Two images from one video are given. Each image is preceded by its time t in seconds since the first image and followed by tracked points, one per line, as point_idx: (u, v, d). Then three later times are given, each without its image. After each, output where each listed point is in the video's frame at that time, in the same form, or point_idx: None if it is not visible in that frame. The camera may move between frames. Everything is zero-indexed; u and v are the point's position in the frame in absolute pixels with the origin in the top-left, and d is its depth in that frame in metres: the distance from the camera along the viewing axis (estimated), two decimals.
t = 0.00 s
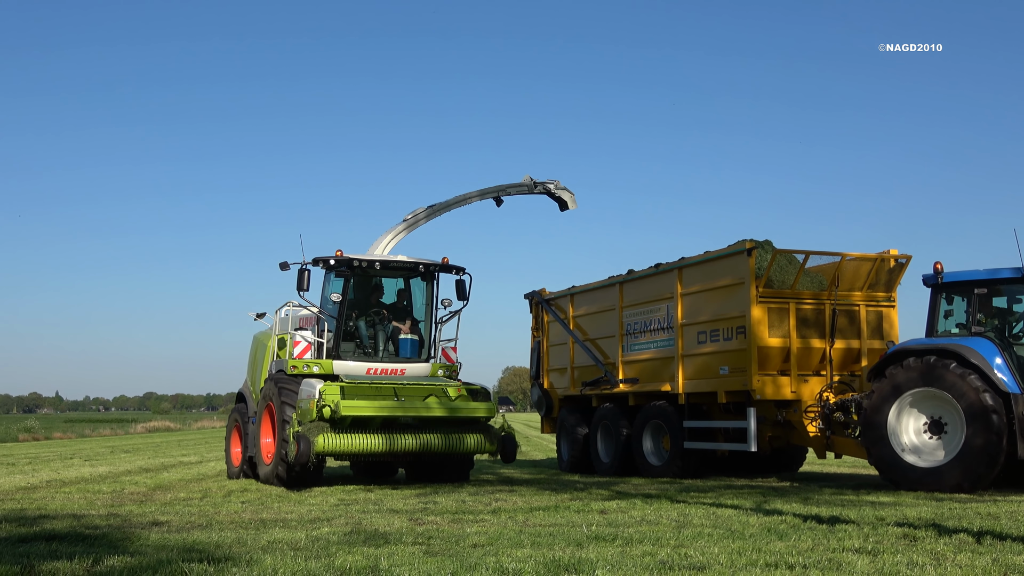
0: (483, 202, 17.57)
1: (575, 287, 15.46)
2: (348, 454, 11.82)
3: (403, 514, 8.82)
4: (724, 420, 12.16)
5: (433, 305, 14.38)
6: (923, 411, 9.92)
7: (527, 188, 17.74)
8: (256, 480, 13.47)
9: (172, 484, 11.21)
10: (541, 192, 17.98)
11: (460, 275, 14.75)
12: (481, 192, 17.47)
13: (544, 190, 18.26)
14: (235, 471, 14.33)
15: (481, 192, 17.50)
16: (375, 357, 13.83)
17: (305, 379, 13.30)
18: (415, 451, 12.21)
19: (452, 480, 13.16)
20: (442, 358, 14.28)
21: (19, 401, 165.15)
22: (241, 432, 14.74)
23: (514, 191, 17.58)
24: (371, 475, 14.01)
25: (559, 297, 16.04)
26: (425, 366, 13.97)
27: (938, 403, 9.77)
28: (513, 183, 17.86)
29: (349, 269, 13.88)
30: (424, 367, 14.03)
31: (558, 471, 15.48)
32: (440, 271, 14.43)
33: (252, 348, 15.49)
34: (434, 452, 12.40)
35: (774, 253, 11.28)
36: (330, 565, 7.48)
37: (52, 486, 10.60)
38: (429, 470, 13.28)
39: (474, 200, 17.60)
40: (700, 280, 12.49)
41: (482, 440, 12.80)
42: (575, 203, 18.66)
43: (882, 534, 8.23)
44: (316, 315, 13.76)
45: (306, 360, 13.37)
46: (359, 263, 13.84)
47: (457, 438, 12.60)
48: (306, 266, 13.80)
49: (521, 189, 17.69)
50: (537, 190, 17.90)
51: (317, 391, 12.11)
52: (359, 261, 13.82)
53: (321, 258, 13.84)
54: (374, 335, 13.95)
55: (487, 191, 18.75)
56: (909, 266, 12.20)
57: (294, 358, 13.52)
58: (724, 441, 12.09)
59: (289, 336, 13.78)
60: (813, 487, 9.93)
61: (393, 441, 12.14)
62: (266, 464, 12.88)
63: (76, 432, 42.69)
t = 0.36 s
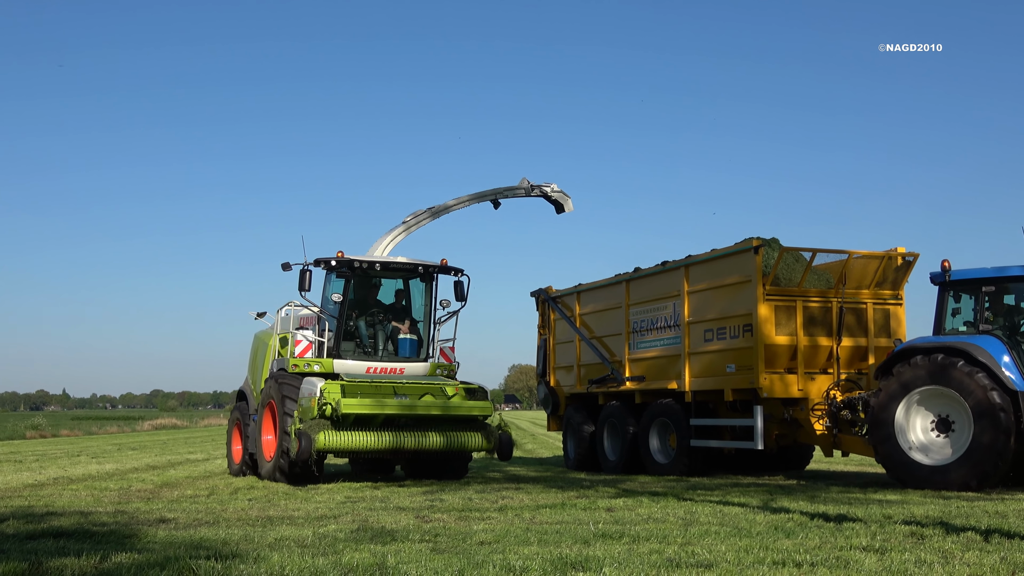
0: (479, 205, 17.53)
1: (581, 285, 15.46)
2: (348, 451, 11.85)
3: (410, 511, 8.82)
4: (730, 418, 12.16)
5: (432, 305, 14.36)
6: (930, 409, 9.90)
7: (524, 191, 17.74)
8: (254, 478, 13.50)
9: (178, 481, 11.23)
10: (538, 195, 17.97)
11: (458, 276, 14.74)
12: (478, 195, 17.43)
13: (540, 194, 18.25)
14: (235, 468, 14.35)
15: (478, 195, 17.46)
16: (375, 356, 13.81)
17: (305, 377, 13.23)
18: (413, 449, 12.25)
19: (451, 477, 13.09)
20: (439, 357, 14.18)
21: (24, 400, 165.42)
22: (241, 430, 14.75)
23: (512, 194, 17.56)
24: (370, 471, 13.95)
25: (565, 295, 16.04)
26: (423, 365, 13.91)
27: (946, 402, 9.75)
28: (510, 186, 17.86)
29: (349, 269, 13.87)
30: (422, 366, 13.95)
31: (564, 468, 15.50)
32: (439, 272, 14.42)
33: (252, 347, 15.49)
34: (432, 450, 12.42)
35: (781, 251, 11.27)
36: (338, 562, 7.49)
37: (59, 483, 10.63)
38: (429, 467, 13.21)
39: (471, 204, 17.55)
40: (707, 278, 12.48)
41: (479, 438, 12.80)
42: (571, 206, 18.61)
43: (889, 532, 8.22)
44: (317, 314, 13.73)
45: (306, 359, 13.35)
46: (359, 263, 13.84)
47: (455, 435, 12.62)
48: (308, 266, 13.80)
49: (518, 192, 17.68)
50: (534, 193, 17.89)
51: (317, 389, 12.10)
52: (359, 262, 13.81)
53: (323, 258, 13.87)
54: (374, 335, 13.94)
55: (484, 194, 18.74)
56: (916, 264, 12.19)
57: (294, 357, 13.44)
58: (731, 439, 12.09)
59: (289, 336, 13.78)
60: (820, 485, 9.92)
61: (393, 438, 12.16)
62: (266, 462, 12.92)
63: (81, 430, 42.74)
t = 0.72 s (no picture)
0: (476, 206, 17.50)
1: (587, 282, 15.46)
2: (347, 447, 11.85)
3: (416, 508, 8.83)
4: (736, 414, 12.16)
5: (431, 304, 14.36)
6: (937, 406, 9.89)
7: (522, 192, 17.72)
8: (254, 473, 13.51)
9: (184, 477, 11.25)
10: (536, 195, 17.94)
11: (455, 275, 14.72)
12: (474, 196, 17.38)
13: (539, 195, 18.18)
14: (235, 462, 14.36)
15: (474, 195, 17.42)
16: (375, 354, 13.81)
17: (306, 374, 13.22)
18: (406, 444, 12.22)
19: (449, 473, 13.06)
20: (437, 355, 14.18)
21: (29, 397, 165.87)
22: (240, 425, 14.75)
23: (510, 195, 17.53)
24: (369, 466, 13.91)
25: (571, 291, 16.03)
26: (421, 363, 13.91)
27: (953, 399, 9.74)
28: (510, 187, 17.80)
29: (349, 269, 13.84)
30: (420, 363, 13.96)
31: (569, 465, 15.50)
32: (437, 271, 14.42)
33: (252, 345, 15.52)
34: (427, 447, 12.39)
35: (787, 248, 11.26)
36: (344, 558, 7.50)
37: (66, 479, 10.66)
38: (426, 462, 13.17)
39: (468, 205, 17.52)
40: (713, 274, 12.47)
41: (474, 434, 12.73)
42: (569, 206, 18.52)
43: (896, 529, 8.21)
44: (317, 312, 13.73)
45: (307, 356, 13.35)
46: (359, 262, 13.82)
47: (448, 431, 12.58)
48: (309, 265, 13.80)
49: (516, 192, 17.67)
50: (532, 194, 17.87)
51: (317, 385, 12.12)
52: (359, 262, 13.79)
53: (322, 257, 13.83)
54: (373, 333, 13.93)
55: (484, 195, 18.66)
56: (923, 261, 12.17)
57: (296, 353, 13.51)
58: (736, 436, 12.09)
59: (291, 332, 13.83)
60: (826, 482, 9.91)
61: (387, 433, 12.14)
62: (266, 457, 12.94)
63: (87, 426, 42.81)
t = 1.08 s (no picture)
0: (476, 205, 17.49)
1: (593, 279, 15.45)
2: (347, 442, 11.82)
3: (421, 503, 8.83)
4: (742, 411, 12.15)
5: (431, 302, 14.35)
6: (943, 403, 9.87)
7: (522, 190, 17.70)
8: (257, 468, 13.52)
9: (190, 472, 11.26)
10: (536, 194, 17.92)
11: (456, 272, 14.72)
12: (474, 194, 17.37)
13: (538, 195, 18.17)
14: (238, 457, 14.38)
15: (473, 193, 17.41)
16: (374, 350, 13.81)
17: (307, 369, 13.21)
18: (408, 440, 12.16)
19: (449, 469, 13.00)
20: (437, 352, 14.17)
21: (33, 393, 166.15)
22: (242, 421, 14.76)
23: (510, 193, 17.52)
24: (370, 461, 13.90)
25: (577, 288, 16.02)
26: (421, 359, 13.91)
27: (959, 396, 9.72)
28: (509, 185, 17.79)
29: (350, 266, 13.83)
30: (420, 360, 13.94)
31: (575, 461, 15.50)
32: (438, 269, 14.40)
33: (256, 341, 15.54)
34: (428, 442, 12.33)
35: (794, 245, 11.24)
36: (350, 552, 7.52)
37: (72, 473, 10.68)
38: (427, 457, 13.14)
39: (468, 203, 17.50)
40: (719, 271, 12.45)
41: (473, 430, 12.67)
42: (569, 204, 18.46)
43: (902, 526, 8.20)
44: (318, 309, 13.73)
45: (309, 351, 13.36)
46: (360, 260, 13.82)
47: (449, 427, 12.51)
48: (310, 262, 13.79)
49: (516, 191, 17.66)
50: (532, 193, 17.85)
51: (318, 381, 12.11)
52: (360, 259, 13.79)
53: (323, 255, 13.83)
54: (373, 329, 13.93)
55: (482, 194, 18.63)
56: (930, 259, 12.15)
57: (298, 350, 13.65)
58: (742, 433, 12.07)
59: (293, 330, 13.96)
60: (832, 479, 9.90)
61: (385, 428, 12.09)
62: (269, 452, 12.94)
63: (92, 421, 42.89)
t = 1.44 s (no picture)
0: (481, 200, 17.46)
1: (600, 273, 15.45)
2: (354, 434, 11.85)
3: (429, 497, 8.83)
4: (750, 407, 12.14)
5: (436, 296, 14.34)
6: (952, 399, 9.86)
7: (527, 185, 17.68)
8: (264, 461, 13.55)
9: (198, 465, 11.29)
10: (541, 190, 17.89)
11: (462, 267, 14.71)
12: (478, 189, 17.35)
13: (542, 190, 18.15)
14: (245, 450, 14.42)
15: (478, 188, 17.39)
16: (380, 344, 13.81)
17: (313, 363, 13.25)
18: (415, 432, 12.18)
19: (452, 462, 13.02)
20: (443, 346, 14.17)
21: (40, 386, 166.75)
22: (249, 415, 14.79)
23: (514, 188, 17.50)
24: (377, 455, 13.89)
25: (585, 282, 16.02)
26: (426, 352, 13.91)
27: (968, 392, 9.70)
28: (514, 181, 17.77)
29: (356, 260, 13.86)
30: (426, 353, 13.94)
31: (582, 456, 15.51)
32: (443, 263, 14.40)
33: (263, 335, 15.56)
34: (436, 435, 12.34)
35: (802, 240, 11.22)
36: (357, 546, 7.53)
37: (80, 466, 10.71)
38: (432, 451, 13.14)
39: (473, 198, 17.48)
40: (727, 266, 12.44)
41: (481, 422, 12.68)
42: (573, 199, 18.43)
43: (910, 522, 8.19)
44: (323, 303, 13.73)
45: (315, 345, 13.33)
46: (366, 254, 13.83)
47: (456, 420, 12.53)
48: (315, 257, 13.80)
49: (520, 186, 17.63)
50: (536, 188, 17.83)
51: (325, 373, 12.15)
52: (366, 253, 13.80)
53: (329, 249, 13.84)
54: (379, 323, 13.94)
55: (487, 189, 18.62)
56: (939, 254, 12.11)
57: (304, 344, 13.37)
58: (750, 428, 12.07)
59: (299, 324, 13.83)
60: (840, 474, 9.89)
61: (392, 419, 12.12)
62: (276, 445, 12.97)
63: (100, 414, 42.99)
